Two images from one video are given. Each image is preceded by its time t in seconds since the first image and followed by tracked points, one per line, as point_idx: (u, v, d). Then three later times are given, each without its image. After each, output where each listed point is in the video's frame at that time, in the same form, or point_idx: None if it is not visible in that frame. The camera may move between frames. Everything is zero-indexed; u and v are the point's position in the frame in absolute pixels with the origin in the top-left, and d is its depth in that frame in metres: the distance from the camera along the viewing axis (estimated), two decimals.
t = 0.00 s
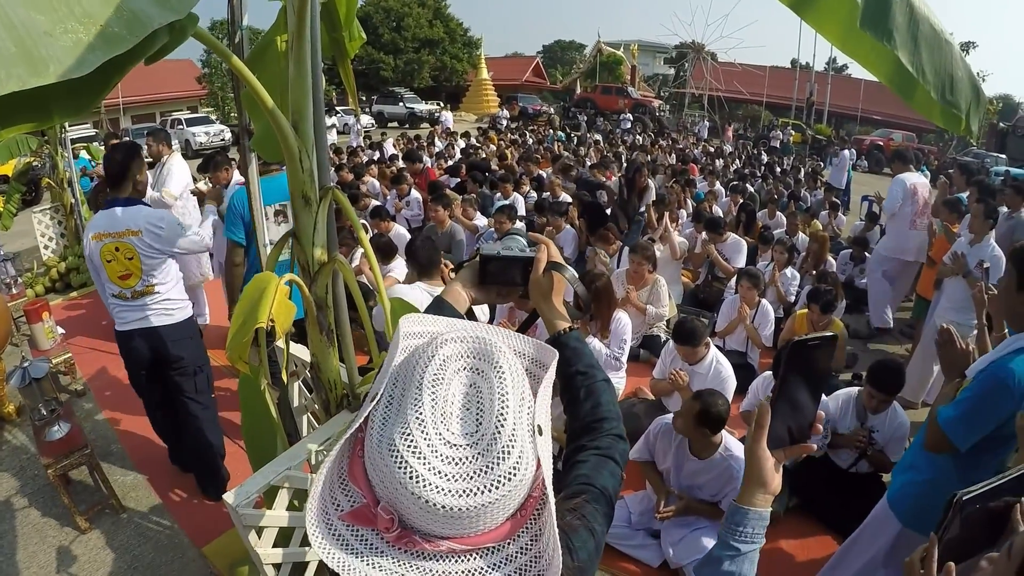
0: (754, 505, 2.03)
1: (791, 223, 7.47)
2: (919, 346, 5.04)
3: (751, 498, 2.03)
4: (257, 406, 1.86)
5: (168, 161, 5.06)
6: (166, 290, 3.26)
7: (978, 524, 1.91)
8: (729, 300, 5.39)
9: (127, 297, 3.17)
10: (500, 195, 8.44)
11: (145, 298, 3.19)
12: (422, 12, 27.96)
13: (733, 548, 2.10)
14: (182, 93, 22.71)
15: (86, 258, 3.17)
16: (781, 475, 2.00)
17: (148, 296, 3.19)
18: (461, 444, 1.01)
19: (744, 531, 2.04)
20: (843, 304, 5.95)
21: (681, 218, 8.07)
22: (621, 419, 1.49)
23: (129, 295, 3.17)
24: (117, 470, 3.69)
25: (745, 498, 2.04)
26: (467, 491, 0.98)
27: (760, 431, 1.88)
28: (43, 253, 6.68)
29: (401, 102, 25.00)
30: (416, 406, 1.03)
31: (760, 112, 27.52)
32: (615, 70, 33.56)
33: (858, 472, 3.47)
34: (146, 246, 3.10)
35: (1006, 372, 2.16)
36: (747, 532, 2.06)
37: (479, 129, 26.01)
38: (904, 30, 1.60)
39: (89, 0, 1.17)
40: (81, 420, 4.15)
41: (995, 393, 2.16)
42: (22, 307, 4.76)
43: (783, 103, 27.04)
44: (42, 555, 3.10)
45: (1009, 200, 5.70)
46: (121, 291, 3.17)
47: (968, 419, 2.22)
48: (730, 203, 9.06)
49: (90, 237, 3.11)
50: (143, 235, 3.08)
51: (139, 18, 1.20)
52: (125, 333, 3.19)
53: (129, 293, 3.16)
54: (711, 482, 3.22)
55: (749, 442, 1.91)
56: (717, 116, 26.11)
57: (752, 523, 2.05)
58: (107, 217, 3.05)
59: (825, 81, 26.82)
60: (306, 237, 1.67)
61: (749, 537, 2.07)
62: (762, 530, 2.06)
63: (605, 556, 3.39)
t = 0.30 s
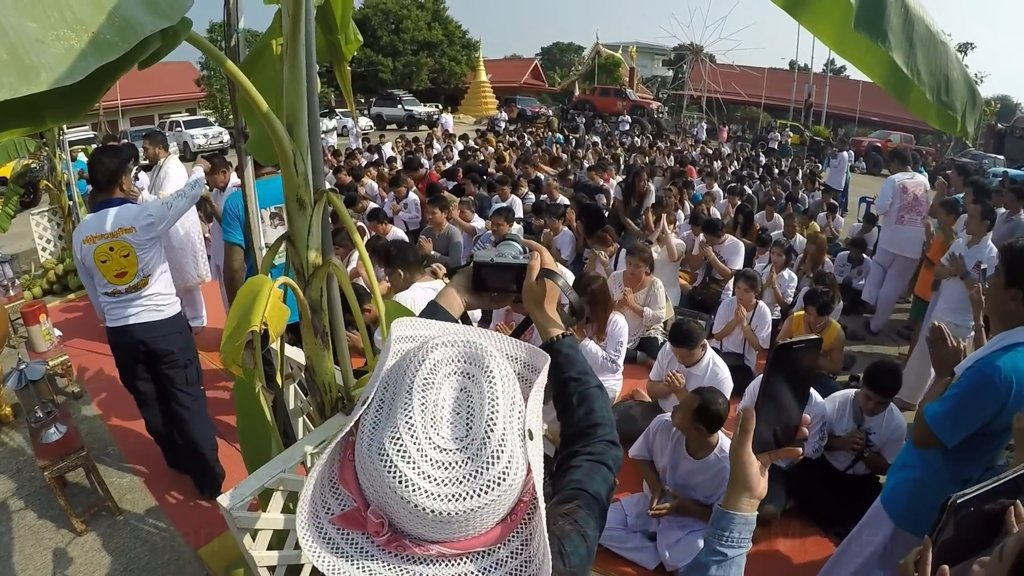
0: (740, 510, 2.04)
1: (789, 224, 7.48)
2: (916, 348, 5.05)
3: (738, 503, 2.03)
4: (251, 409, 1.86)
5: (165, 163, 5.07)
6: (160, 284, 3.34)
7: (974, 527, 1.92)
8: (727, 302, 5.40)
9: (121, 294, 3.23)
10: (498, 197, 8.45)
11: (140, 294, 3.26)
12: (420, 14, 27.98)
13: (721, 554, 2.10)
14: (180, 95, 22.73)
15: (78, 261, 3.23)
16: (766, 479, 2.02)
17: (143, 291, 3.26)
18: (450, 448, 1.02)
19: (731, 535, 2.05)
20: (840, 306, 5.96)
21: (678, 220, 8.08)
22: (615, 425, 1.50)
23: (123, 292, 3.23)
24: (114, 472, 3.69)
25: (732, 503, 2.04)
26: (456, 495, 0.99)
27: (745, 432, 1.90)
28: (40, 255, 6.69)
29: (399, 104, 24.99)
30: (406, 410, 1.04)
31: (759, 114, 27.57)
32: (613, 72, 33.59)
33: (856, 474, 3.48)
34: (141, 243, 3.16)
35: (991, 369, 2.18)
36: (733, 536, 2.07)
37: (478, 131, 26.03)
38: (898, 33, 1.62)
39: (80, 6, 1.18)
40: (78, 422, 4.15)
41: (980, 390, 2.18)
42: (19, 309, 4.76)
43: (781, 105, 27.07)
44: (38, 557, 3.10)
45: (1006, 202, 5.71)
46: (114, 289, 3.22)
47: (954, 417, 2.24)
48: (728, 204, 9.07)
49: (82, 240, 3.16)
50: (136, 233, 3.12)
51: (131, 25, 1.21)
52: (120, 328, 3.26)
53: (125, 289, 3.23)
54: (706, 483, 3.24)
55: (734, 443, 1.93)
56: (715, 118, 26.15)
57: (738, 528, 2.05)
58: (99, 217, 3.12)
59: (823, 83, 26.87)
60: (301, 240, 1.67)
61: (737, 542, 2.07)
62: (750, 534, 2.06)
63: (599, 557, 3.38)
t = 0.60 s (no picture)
0: (732, 511, 2.05)
1: (786, 221, 7.48)
2: (913, 346, 5.06)
3: (730, 503, 2.04)
4: (245, 406, 1.85)
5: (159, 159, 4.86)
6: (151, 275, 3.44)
7: (973, 525, 1.92)
8: (723, 299, 5.40)
9: (116, 287, 3.31)
10: (496, 193, 8.44)
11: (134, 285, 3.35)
12: (417, 10, 27.90)
13: (713, 556, 2.14)
14: (176, 92, 22.67)
15: (68, 260, 3.26)
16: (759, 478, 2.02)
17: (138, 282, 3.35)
18: (441, 446, 1.01)
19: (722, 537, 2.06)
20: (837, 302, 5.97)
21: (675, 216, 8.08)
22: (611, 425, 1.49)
23: (118, 284, 3.31)
24: (110, 469, 3.68)
25: (723, 504, 2.05)
26: (447, 495, 0.98)
27: (736, 432, 1.88)
28: (36, 252, 6.66)
29: (397, 101, 24.93)
30: (397, 408, 1.03)
31: (756, 110, 27.55)
32: (611, 69, 33.53)
33: (852, 471, 3.49)
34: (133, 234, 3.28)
35: (982, 360, 2.17)
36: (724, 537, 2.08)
37: (475, 128, 26.00)
38: (896, 26, 1.62)
39: None
40: (74, 419, 4.14)
41: (971, 381, 2.18)
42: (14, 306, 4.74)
43: (779, 102, 27.07)
44: (34, 555, 3.09)
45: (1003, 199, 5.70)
46: (108, 283, 3.29)
47: (946, 409, 2.22)
48: (725, 201, 9.07)
49: (70, 237, 3.21)
50: (128, 224, 3.25)
51: (120, 14, 1.19)
52: (115, 321, 3.32)
53: (121, 282, 3.31)
54: (702, 477, 3.22)
55: (726, 442, 1.92)
56: (712, 114, 26.14)
57: (729, 529, 2.06)
58: (90, 213, 3.20)
59: (820, 79, 26.86)
60: (293, 236, 1.66)
61: (727, 542, 2.09)
62: (741, 537, 2.08)
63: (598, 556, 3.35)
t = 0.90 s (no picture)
0: (732, 519, 2.02)
1: (790, 223, 7.46)
2: (917, 350, 5.02)
3: (730, 511, 2.01)
4: (247, 405, 1.84)
5: (164, 160, 4.78)
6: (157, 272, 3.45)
7: (977, 530, 1.90)
8: (727, 300, 5.38)
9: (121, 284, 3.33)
10: (499, 193, 8.43)
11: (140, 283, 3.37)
12: (422, 10, 27.93)
13: (712, 563, 2.12)
14: (181, 90, 22.73)
15: (75, 256, 3.28)
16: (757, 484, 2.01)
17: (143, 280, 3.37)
18: (448, 450, 1.00)
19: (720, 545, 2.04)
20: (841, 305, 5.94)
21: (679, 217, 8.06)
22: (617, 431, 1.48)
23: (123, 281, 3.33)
24: (111, 467, 3.67)
25: (724, 511, 2.02)
26: (453, 500, 0.97)
27: (735, 438, 1.88)
28: (39, 249, 6.67)
29: (401, 100, 24.95)
30: (403, 412, 1.02)
31: (760, 112, 27.50)
32: (615, 69, 33.51)
33: (855, 474, 3.47)
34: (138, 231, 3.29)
35: (989, 361, 2.15)
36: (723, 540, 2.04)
37: (479, 127, 25.98)
38: (903, 28, 1.59)
39: None
40: (76, 417, 4.14)
41: (979, 383, 2.15)
42: (17, 303, 4.74)
43: (783, 104, 27.03)
44: (35, 553, 3.09)
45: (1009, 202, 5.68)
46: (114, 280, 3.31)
47: (952, 410, 2.20)
48: (729, 202, 9.05)
49: (77, 233, 3.22)
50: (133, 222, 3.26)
51: (126, 10, 1.19)
52: (120, 317, 3.34)
53: (127, 278, 3.33)
54: (704, 476, 3.20)
55: (725, 448, 1.91)
56: (716, 116, 26.09)
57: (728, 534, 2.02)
58: (97, 209, 3.22)
59: (824, 81, 26.81)
60: (297, 234, 1.66)
61: (728, 551, 2.06)
62: (740, 544, 2.05)
63: (601, 557, 3.34)
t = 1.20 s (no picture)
0: (739, 520, 1.99)
1: (798, 220, 7.41)
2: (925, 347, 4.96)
3: (738, 512, 1.98)
4: (254, 405, 1.83)
5: (170, 160, 4.78)
6: (168, 274, 3.45)
7: (988, 532, 1.88)
8: (734, 298, 5.34)
9: (130, 282, 3.35)
10: (505, 191, 8.41)
11: (148, 283, 3.38)
12: (427, 9, 27.92)
13: (720, 564, 2.09)
14: (188, 92, 22.81)
15: (90, 249, 3.33)
16: (765, 484, 1.98)
17: (151, 280, 3.38)
18: (457, 453, 0.99)
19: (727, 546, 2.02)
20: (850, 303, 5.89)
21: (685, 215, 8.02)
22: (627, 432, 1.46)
23: (132, 280, 3.35)
24: (119, 467, 3.68)
25: (731, 512, 1.99)
26: (462, 504, 0.96)
27: (744, 438, 1.87)
28: (47, 250, 6.69)
29: (406, 100, 24.95)
30: (411, 414, 1.00)
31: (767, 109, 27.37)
32: (620, 67, 33.41)
33: (864, 473, 3.43)
34: (150, 232, 3.34)
35: (1005, 358, 2.12)
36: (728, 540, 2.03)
37: (485, 127, 25.95)
38: (911, 23, 1.56)
39: None
40: (84, 417, 4.15)
41: (995, 381, 2.12)
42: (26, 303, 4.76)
43: (789, 101, 26.89)
44: (44, 552, 3.09)
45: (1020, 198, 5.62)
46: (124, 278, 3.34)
47: (968, 407, 2.17)
48: (736, 199, 9.00)
49: (92, 228, 3.28)
50: (145, 223, 3.32)
51: (127, 8, 1.18)
52: (128, 315, 3.36)
53: (137, 278, 3.35)
54: (713, 474, 3.17)
55: (733, 447, 1.90)
56: (723, 113, 25.98)
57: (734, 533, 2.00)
58: (108, 207, 3.26)
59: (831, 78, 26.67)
60: (303, 234, 1.64)
61: (737, 552, 2.05)
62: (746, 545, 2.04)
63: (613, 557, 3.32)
